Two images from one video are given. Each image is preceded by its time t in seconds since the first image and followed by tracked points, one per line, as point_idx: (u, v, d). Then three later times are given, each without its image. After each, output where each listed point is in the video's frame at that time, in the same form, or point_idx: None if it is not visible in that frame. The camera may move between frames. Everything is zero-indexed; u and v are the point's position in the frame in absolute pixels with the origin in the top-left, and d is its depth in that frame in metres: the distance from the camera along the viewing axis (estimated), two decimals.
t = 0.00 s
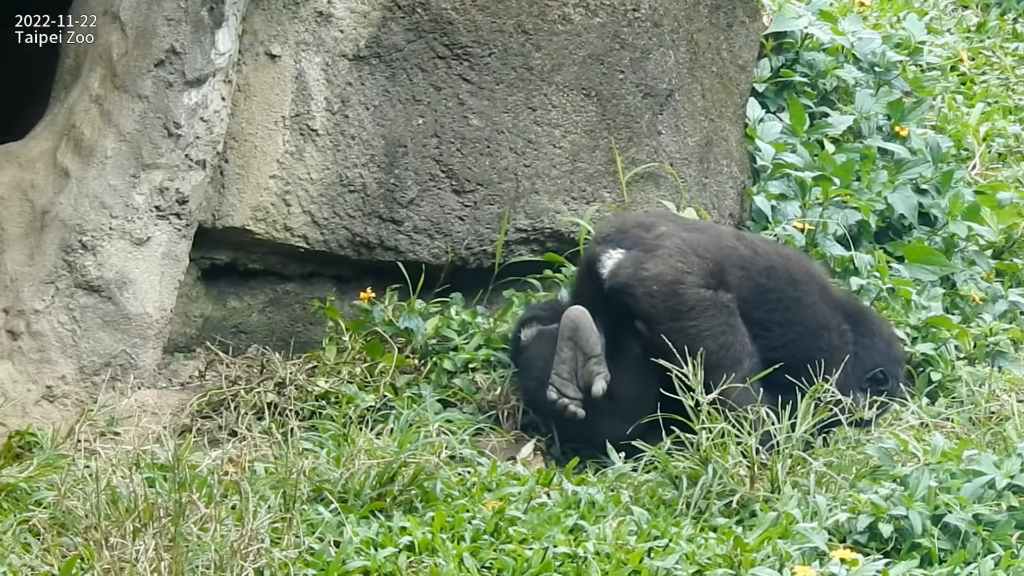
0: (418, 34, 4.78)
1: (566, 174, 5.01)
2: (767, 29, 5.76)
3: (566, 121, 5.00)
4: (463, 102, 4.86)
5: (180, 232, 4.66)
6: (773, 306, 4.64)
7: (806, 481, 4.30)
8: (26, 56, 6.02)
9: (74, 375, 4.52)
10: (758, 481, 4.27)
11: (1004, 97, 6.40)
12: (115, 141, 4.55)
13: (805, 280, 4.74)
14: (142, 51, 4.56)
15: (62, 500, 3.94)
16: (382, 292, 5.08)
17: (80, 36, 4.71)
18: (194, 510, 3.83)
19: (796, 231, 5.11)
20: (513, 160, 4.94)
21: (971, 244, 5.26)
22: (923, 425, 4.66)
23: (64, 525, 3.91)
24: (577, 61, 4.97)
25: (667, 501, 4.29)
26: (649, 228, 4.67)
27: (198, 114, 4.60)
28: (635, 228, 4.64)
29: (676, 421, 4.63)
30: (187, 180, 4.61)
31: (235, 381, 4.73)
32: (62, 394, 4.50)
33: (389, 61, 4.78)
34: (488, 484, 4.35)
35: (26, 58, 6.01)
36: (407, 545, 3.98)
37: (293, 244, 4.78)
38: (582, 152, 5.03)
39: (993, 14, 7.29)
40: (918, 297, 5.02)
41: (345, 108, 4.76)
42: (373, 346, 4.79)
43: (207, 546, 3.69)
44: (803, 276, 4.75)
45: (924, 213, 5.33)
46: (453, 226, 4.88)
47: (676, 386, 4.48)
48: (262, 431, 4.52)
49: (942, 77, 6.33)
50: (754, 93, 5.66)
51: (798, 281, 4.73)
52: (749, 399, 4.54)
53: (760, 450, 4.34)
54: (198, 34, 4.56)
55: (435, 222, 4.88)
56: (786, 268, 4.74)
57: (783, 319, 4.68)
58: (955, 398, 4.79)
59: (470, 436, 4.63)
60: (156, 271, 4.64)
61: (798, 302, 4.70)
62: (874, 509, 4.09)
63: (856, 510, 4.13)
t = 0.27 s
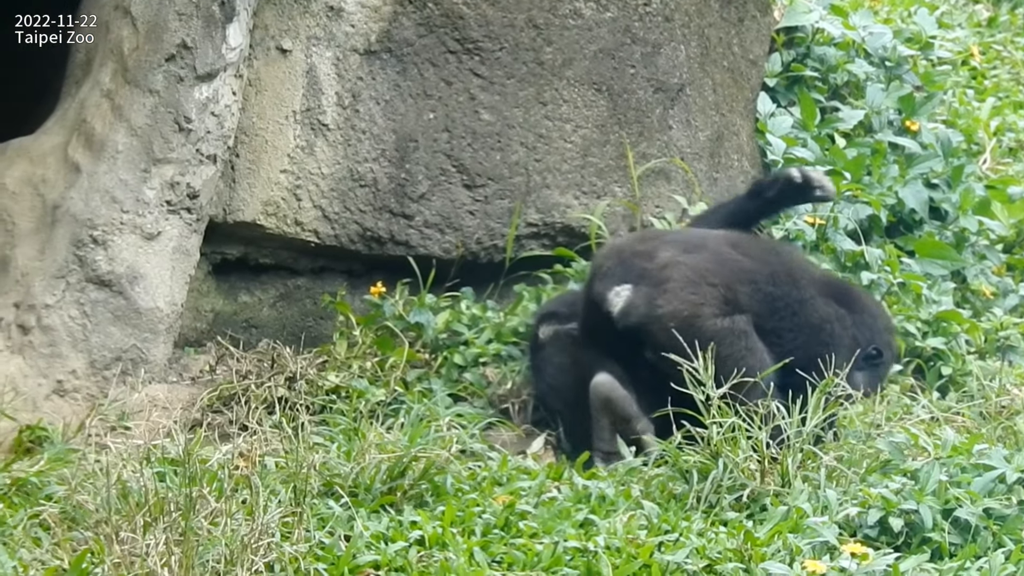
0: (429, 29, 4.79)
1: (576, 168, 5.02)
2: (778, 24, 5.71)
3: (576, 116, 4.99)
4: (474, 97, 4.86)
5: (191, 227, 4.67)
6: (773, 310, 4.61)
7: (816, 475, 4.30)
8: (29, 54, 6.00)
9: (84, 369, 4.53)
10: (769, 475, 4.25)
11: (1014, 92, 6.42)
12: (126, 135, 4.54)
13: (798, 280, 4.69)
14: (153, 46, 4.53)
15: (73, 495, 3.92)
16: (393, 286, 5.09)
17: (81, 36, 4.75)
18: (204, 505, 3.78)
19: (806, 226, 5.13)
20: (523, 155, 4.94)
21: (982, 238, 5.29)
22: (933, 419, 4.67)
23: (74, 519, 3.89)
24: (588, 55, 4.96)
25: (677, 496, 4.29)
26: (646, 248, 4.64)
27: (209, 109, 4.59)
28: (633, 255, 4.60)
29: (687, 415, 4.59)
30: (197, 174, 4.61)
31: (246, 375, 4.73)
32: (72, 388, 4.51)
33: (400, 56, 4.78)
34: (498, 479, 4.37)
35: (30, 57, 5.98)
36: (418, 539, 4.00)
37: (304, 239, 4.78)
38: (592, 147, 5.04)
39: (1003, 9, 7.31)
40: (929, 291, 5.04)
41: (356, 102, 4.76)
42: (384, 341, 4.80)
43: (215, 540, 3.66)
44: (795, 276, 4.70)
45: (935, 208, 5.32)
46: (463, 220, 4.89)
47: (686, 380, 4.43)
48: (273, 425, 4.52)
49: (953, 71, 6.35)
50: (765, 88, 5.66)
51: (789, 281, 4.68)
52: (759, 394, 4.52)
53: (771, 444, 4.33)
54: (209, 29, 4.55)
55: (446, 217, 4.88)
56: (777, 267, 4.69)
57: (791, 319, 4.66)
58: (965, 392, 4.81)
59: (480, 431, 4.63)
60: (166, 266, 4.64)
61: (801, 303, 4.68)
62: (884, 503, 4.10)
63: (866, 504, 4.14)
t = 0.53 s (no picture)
0: (434, 23, 4.79)
1: (581, 162, 5.01)
2: (784, 18, 5.71)
3: (582, 110, 5.00)
4: (480, 91, 4.86)
5: (196, 221, 4.68)
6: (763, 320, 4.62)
7: (822, 469, 4.30)
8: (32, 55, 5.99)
9: (90, 364, 4.53)
10: (774, 470, 4.27)
11: (1020, 86, 6.43)
12: (131, 130, 4.54)
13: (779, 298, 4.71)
14: (158, 41, 4.52)
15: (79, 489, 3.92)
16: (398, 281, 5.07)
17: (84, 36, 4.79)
18: (210, 499, 3.80)
19: (812, 220, 5.13)
20: (528, 149, 4.94)
21: (987, 232, 5.29)
22: (938, 413, 4.67)
23: (80, 514, 3.89)
24: (593, 49, 4.97)
25: (683, 490, 4.29)
26: (635, 318, 4.61)
27: (215, 103, 4.60)
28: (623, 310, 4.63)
29: (693, 409, 4.48)
30: (203, 169, 4.62)
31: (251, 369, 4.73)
32: (78, 382, 4.51)
33: (405, 50, 4.78)
34: (503, 473, 4.37)
35: (32, 56, 5.98)
36: (423, 533, 4.01)
37: (309, 233, 4.79)
38: (598, 141, 5.04)
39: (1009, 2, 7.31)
40: (934, 286, 5.04)
41: (361, 97, 4.76)
42: (389, 335, 4.80)
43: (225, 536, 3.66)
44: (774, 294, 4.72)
45: (940, 201, 5.32)
46: (469, 215, 4.89)
47: (692, 375, 4.44)
48: (278, 420, 4.52)
49: (958, 65, 6.36)
50: (771, 83, 5.65)
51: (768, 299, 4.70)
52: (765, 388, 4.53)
53: (776, 439, 4.34)
54: (215, 24, 4.55)
55: (451, 211, 4.88)
56: (754, 284, 4.72)
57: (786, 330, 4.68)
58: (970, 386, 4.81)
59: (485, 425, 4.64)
60: (172, 260, 4.65)
61: (793, 318, 4.69)
62: (889, 497, 4.10)
63: (871, 498, 4.14)
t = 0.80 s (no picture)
0: (437, 18, 4.78)
1: (584, 157, 5.00)
2: (787, 12, 5.74)
3: (584, 105, 4.99)
4: (482, 86, 4.85)
5: (199, 216, 4.67)
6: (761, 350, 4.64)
7: (824, 464, 4.30)
8: (32, 52, 5.98)
9: (91, 359, 4.53)
10: (776, 464, 4.26)
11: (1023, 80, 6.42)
12: (133, 125, 4.54)
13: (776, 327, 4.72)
14: (161, 35, 4.52)
15: (81, 484, 3.89)
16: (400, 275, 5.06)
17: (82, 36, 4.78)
18: (212, 493, 3.74)
19: (814, 214, 5.14)
20: (531, 144, 4.93)
21: (989, 227, 5.26)
22: (941, 408, 4.67)
23: (82, 509, 3.88)
24: (596, 44, 4.96)
25: (685, 485, 4.27)
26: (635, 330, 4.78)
27: (217, 98, 4.59)
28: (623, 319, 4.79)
29: (695, 404, 4.49)
30: (205, 163, 4.62)
31: (253, 364, 4.73)
32: (80, 377, 4.51)
33: (407, 45, 4.78)
34: (506, 468, 4.37)
35: (33, 54, 5.96)
36: (426, 528, 4.00)
37: (311, 228, 4.79)
38: (600, 136, 5.03)
39: None
40: (937, 280, 5.00)
41: (363, 91, 4.76)
42: (391, 330, 4.79)
43: (227, 530, 3.63)
44: (770, 323, 4.74)
45: (943, 195, 5.30)
46: (471, 209, 4.88)
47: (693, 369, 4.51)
48: (280, 415, 4.51)
49: (961, 60, 6.35)
50: (774, 77, 5.67)
51: (765, 329, 4.72)
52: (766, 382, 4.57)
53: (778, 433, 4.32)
54: (217, 18, 4.54)
55: (453, 206, 4.87)
56: (749, 314, 4.74)
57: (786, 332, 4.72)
58: (973, 380, 4.81)
59: (487, 420, 4.63)
60: (174, 255, 4.64)
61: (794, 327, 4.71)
62: (892, 492, 4.09)
63: (875, 493, 4.14)
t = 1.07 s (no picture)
0: (437, 11, 4.78)
1: (584, 150, 5.02)
2: (788, 5, 5.76)
3: (585, 98, 5.00)
4: (483, 79, 4.86)
5: (199, 209, 4.67)
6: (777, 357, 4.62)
7: (824, 457, 4.31)
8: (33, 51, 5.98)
9: (93, 352, 4.52)
10: (777, 458, 4.26)
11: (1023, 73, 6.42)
12: (134, 118, 4.54)
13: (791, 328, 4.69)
14: (161, 28, 4.52)
15: (82, 477, 3.87)
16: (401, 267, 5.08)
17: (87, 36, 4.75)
18: (212, 487, 3.71)
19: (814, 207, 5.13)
20: (531, 136, 4.94)
21: (989, 220, 5.27)
22: (941, 402, 4.69)
23: (82, 502, 3.88)
24: (596, 37, 4.97)
25: (686, 477, 4.27)
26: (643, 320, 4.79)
27: (218, 91, 4.59)
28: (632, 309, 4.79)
29: (695, 396, 4.49)
30: (206, 156, 4.61)
31: (253, 357, 4.73)
32: (80, 370, 4.50)
33: (407, 38, 4.78)
34: (506, 461, 4.37)
35: (33, 53, 5.96)
36: (426, 521, 4.01)
37: (312, 221, 4.79)
38: (601, 129, 5.04)
39: None
40: (937, 273, 4.99)
41: (364, 84, 4.76)
42: (392, 324, 4.80)
43: (227, 528, 3.59)
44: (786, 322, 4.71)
45: (943, 188, 5.31)
46: (472, 202, 4.88)
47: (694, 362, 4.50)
48: (280, 407, 4.51)
49: (961, 53, 6.35)
50: (774, 70, 5.65)
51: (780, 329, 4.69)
52: (767, 375, 4.57)
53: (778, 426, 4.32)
54: (218, 12, 4.54)
55: (454, 199, 4.88)
56: (768, 312, 4.71)
57: (791, 324, 4.71)
58: (974, 373, 4.80)
59: (488, 413, 4.63)
60: (175, 248, 4.64)
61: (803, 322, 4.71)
62: (893, 485, 4.09)
63: (875, 486, 4.15)
